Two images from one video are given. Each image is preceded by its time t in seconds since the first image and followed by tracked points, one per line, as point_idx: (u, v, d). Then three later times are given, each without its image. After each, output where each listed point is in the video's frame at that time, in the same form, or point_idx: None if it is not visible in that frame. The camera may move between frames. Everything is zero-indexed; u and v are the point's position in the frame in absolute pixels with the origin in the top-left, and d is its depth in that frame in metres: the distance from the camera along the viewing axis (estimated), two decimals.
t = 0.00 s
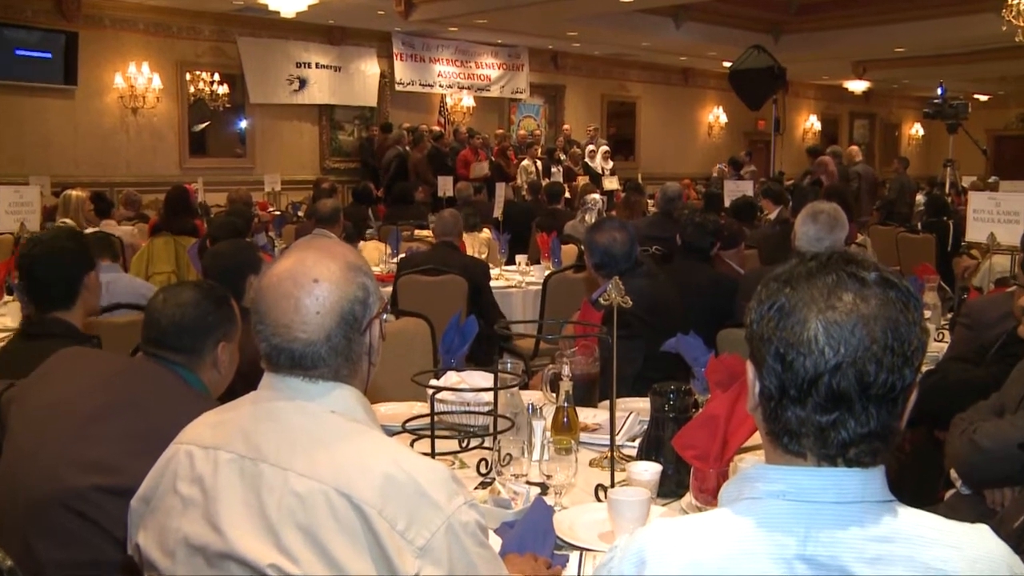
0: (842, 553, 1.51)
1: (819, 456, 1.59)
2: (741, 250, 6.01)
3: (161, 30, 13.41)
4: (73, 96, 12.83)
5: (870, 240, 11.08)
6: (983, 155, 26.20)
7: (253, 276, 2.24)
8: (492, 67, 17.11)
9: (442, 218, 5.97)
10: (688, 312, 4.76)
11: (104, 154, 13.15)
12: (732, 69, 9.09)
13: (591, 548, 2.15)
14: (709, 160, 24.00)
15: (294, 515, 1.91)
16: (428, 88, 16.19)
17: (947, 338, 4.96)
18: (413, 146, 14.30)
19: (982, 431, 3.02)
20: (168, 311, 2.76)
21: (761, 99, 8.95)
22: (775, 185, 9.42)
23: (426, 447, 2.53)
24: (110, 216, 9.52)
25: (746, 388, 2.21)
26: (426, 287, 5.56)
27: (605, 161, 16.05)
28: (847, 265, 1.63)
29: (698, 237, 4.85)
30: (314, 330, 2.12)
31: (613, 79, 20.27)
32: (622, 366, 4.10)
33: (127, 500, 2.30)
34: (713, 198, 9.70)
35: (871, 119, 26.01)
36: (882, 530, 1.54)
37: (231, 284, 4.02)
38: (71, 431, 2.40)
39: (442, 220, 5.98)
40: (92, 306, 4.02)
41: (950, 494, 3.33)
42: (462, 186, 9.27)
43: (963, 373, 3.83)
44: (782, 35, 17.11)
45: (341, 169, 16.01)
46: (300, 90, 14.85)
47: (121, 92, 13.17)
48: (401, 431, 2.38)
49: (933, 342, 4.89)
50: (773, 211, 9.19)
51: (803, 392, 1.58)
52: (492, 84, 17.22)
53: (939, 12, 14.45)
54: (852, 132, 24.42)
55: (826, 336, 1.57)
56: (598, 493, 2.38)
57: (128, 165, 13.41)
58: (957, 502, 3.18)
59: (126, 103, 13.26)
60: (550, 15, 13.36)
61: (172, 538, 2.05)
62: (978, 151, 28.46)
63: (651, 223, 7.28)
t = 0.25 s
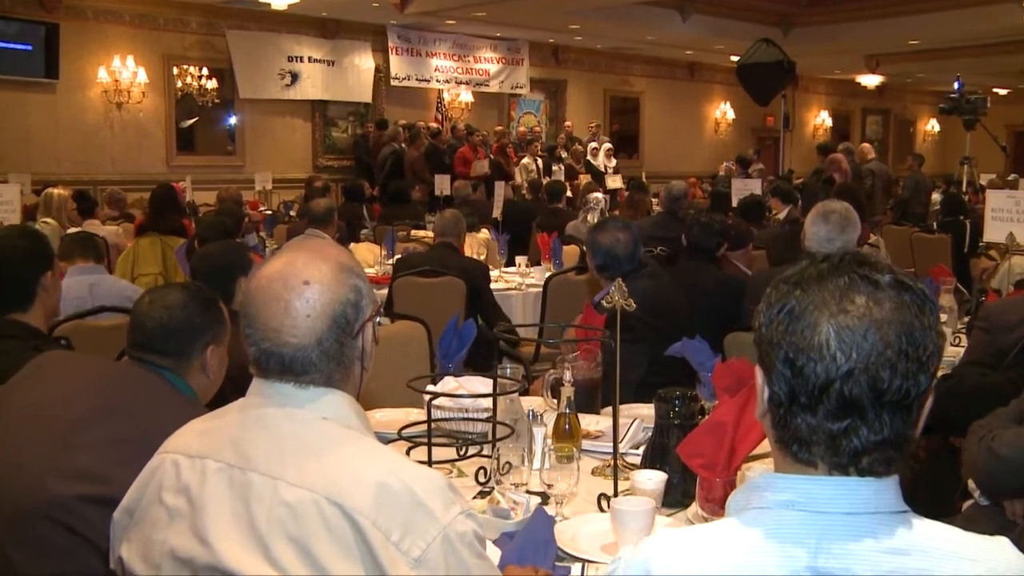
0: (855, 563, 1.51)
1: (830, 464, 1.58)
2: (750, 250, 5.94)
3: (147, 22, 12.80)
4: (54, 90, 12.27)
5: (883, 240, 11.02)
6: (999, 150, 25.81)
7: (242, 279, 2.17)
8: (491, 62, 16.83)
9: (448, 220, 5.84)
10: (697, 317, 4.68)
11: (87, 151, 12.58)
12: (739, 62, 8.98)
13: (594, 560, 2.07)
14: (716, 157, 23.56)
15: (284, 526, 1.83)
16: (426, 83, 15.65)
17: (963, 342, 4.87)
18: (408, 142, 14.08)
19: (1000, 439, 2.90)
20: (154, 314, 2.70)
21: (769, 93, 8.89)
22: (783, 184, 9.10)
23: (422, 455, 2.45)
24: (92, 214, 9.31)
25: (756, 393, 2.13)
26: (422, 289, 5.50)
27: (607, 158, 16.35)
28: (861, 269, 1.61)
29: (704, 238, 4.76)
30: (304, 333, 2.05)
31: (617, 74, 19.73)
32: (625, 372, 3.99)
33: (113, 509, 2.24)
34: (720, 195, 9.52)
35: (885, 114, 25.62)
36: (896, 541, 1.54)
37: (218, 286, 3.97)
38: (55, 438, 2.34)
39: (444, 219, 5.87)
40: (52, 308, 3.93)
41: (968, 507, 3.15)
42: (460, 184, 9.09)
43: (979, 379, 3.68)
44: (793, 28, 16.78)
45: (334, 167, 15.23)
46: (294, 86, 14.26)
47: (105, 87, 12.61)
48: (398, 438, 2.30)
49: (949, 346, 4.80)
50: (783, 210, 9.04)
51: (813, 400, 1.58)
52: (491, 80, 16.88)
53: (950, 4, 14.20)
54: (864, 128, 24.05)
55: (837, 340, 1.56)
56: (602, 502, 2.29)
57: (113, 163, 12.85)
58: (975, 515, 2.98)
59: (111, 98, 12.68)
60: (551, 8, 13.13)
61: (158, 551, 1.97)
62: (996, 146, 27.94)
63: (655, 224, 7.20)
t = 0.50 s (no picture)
0: None
1: (840, 473, 1.53)
2: (758, 251, 5.88)
3: (132, 15, 12.55)
4: (37, 85, 12.08)
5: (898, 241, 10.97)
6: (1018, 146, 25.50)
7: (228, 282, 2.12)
8: (490, 57, 16.33)
9: (450, 220, 5.75)
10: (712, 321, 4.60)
11: (71, 148, 12.37)
12: (745, 58, 8.88)
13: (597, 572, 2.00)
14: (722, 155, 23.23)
15: (274, 537, 1.77)
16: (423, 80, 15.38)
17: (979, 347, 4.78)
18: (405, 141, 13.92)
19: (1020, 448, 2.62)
20: (142, 317, 2.66)
21: (778, 89, 8.78)
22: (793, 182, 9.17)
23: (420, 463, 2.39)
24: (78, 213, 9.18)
25: (763, 401, 2.07)
26: (420, 292, 5.42)
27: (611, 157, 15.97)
28: (870, 269, 1.57)
29: (711, 239, 4.67)
30: (293, 338, 1.99)
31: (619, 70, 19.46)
32: (627, 379, 3.89)
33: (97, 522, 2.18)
34: (727, 195, 9.39)
35: (896, 111, 25.29)
36: (910, 554, 1.49)
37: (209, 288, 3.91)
38: (39, 448, 2.27)
39: (447, 220, 5.76)
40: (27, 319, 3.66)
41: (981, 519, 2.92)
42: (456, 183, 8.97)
43: (997, 386, 3.54)
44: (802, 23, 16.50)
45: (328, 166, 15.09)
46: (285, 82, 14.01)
47: (89, 82, 12.40)
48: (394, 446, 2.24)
49: (964, 351, 4.72)
50: (792, 211, 8.92)
51: (823, 407, 1.51)
52: (490, 75, 16.46)
53: None
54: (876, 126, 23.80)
55: (848, 345, 1.50)
56: (604, 513, 2.22)
57: (97, 161, 12.63)
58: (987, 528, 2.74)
59: (95, 93, 12.46)
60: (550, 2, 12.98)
61: (142, 564, 1.90)
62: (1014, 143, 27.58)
63: (660, 225, 7.13)
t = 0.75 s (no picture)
0: None
1: (851, 484, 1.53)
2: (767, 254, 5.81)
3: (117, 9, 12.43)
4: (19, 82, 11.86)
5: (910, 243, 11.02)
6: None
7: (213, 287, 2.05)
8: (489, 53, 15.93)
9: (450, 221, 5.74)
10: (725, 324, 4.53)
11: (53, 145, 12.21)
12: (755, 53, 8.79)
13: None
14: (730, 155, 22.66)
15: (263, 548, 1.72)
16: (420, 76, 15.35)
17: (997, 353, 4.69)
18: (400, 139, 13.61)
19: None
20: (130, 322, 2.61)
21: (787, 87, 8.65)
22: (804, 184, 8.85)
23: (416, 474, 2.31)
24: (60, 216, 9.04)
25: (770, 410, 2.00)
26: (417, 296, 5.36)
27: (615, 157, 15.73)
28: (881, 274, 1.56)
29: (717, 242, 4.59)
30: (281, 343, 1.93)
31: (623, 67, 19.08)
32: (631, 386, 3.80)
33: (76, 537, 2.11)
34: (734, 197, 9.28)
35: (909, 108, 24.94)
36: (923, 568, 1.49)
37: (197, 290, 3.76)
38: (18, 459, 2.22)
39: (449, 223, 5.74)
40: (16, 325, 3.62)
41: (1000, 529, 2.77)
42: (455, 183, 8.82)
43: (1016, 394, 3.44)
44: (814, 16, 16.49)
45: (322, 165, 14.93)
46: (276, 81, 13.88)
47: (73, 78, 12.24)
48: (390, 457, 2.15)
49: (982, 357, 4.63)
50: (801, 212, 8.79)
51: (833, 414, 1.52)
52: (489, 72, 16.05)
53: None
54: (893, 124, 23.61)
55: (859, 351, 1.50)
56: (608, 525, 2.14)
57: (81, 159, 12.50)
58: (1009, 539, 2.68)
59: (79, 90, 12.32)
60: None
61: None
62: None
63: (665, 226, 7.04)
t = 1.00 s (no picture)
0: None
1: (863, 494, 1.52)
2: (776, 255, 5.76)
3: (105, 3, 12.07)
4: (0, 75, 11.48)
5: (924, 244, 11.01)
6: None
7: (201, 290, 1.99)
8: (488, 48, 15.75)
9: (444, 222, 5.62)
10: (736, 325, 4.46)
11: (35, 144, 11.82)
12: (763, 49, 8.60)
13: None
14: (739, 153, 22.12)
15: (253, 559, 1.66)
16: (417, 73, 14.84)
17: (1015, 359, 4.61)
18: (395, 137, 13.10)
19: None
20: (119, 324, 2.65)
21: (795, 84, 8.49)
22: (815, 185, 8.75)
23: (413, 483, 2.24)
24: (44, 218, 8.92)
25: (780, 415, 1.94)
26: (413, 299, 5.28)
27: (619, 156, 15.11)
28: (894, 276, 1.54)
29: (724, 244, 4.51)
30: (270, 348, 1.87)
31: (628, 63, 18.82)
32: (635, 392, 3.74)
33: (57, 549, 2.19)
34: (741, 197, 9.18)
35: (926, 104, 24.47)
36: None
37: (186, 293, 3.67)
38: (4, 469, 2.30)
39: (444, 222, 5.62)
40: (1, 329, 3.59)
41: None
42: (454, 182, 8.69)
43: None
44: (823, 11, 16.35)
45: (314, 164, 14.43)
46: (270, 78, 13.43)
47: (57, 74, 11.88)
48: (386, 466, 2.08)
49: (1000, 363, 4.56)
50: (811, 211, 8.66)
51: (844, 423, 1.50)
52: (488, 67, 15.78)
53: None
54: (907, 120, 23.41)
55: (871, 357, 1.48)
56: (611, 536, 2.07)
57: (65, 158, 12.09)
58: None
59: (63, 86, 11.94)
60: None
61: None
62: None
63: (670, 228, 6.96)
